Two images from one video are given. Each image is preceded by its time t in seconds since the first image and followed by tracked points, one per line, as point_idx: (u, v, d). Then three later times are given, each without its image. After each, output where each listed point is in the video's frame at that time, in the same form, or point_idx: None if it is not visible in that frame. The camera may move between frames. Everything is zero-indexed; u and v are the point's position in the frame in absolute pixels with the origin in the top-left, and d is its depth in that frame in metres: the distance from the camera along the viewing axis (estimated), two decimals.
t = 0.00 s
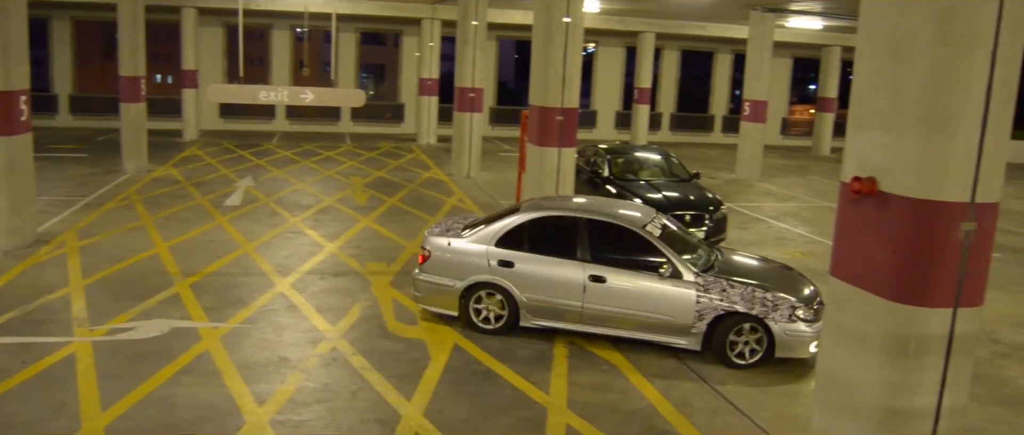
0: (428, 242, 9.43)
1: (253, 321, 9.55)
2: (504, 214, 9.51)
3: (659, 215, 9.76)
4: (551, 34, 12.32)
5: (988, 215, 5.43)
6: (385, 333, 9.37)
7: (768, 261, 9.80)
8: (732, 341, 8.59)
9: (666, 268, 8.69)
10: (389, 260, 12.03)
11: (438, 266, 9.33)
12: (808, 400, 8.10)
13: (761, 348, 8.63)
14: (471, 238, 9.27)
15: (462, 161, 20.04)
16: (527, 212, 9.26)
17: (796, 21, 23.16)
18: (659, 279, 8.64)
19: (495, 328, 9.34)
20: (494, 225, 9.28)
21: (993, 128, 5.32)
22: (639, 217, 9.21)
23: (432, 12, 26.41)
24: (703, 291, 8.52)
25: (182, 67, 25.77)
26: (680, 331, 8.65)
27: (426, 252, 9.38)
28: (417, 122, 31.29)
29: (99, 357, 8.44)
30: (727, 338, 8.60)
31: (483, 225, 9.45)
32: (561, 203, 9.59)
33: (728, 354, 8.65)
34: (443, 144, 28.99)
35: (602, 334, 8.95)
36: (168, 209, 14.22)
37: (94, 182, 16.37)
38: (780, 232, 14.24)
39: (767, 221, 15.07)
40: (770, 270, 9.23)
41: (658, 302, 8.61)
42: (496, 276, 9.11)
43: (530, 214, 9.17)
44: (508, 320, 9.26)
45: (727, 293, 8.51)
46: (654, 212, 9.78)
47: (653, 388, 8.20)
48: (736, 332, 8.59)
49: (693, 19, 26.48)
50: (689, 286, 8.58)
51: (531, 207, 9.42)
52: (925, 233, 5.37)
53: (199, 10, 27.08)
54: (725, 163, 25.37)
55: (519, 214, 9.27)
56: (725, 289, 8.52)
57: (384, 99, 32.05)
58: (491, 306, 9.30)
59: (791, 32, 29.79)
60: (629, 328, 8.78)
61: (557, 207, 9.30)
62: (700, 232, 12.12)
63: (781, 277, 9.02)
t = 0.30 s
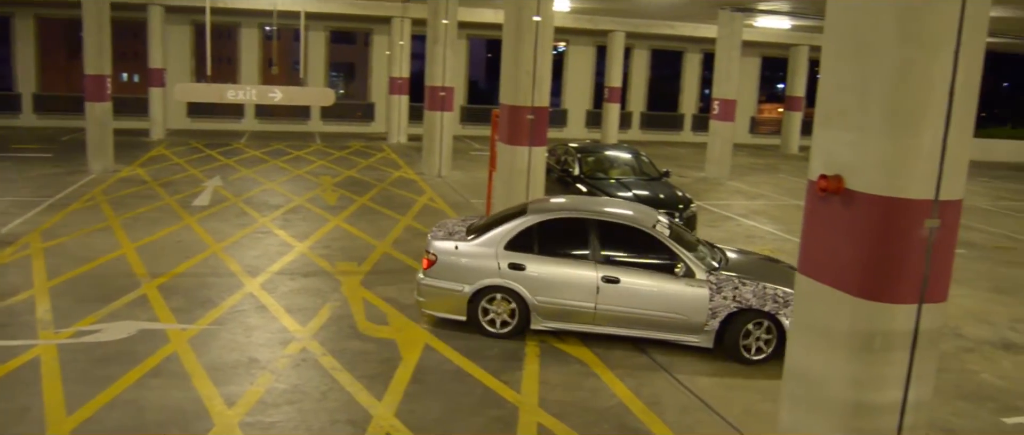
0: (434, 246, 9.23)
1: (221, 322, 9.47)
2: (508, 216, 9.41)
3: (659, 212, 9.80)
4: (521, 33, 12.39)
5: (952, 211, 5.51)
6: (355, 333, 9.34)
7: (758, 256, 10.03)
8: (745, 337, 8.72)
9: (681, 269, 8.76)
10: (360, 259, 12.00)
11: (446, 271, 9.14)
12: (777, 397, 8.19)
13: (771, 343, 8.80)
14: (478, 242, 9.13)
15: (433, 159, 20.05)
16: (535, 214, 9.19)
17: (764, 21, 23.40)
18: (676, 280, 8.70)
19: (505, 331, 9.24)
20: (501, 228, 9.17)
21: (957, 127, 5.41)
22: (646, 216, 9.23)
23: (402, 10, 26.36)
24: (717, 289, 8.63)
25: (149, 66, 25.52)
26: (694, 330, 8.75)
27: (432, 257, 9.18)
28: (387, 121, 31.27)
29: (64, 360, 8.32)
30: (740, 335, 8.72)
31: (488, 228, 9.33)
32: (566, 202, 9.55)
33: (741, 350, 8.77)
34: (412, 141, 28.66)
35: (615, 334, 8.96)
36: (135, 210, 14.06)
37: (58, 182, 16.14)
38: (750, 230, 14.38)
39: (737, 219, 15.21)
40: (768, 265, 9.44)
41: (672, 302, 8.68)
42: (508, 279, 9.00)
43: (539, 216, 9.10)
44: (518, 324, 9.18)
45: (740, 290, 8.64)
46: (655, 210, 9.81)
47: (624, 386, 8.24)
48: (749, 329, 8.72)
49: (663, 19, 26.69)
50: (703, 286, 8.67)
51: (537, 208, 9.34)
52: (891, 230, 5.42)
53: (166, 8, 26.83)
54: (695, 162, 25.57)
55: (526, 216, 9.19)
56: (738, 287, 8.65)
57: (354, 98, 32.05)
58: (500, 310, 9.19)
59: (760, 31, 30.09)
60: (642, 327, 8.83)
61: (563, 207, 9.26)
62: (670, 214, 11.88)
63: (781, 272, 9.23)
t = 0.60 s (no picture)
0: (441, 250, 9.06)
1: (190, 323, 9.38)
2: (515, 219, 9.36)
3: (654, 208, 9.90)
4: (492, 32, 12.41)
5: (917, 208, 5.55)
6: (326, 333, 9.30)
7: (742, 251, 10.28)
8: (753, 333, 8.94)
9: (692, 267, 8.89)
10: (330, 259, 11.95)
11: (455, 275, 9.00)
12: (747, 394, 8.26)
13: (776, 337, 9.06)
14: (488, 245, 9.03)
15: (404, 158, 20.05)
16: (544, 216, 9.17)
17: (734, 21, 23.59)
18: (688, 279, 8.82)
19: (515, 334, 9.19)
20: (511, 230, 9.11)
21: (921, 126, 5.45)
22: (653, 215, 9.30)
23: (373, 9, 26.27)
24: (726, 287, 8.81)
25: (116, 64, 25.34)
26: (705, 327, 8.89)
27: (441, 261, 9.01)
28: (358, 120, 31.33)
29: (29, 363, 8.20)
30: (747, 330, 8.94)
31: (495, 231, 9.25)
32: (567, 201, 9.56)
33: (750, 345, 8.98)
34: (383, 140, 28.61)
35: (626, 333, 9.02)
36: (102, 210, 13.90)
37: (21, 182, 15.92)
38: (720, 228, 14.51)
39: (707, 217, 15.35)
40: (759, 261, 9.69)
41: (684, 300, 8.81)
42: (520, 282, 8.93)
43: (549, 218, 9.09)
44: (529, 326, 9.14)
45: (749, 287, 8.83)
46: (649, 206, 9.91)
47: (596, 385, 8.26)
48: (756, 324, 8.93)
49: (635, 18, 26.86)
50: (714, 283, 8.82)
51: (542, 209, 9.33)
52: (857, 226, 5.44)
53: (134, 6, 26.55)
54: (666, 160, 25.75)
55: (535, 218, 9.16)
56: (746, 284, 8.83)
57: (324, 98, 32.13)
58: (510, 312, 9.13)
59: (731, 30, 30.37)
60: (653, 326, 8.92)
61: (571, 208, 9.27)
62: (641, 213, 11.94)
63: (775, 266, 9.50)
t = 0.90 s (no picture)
0: (451, 253, 8.97)
1: (161, 323, 9.29)
2: (522, 221, 9.36)
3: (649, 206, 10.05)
4: (465, 30, 12.41)
5: (886, 206, 5.57)
6: (300, 333, 9.26)
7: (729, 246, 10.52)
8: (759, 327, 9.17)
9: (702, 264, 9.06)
10: (303, 258, 11.89)
11: (467, 277, 8.91)
12: (719, 390, 8.32)
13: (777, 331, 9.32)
14: (499, 247, 9.02)
15: (377, 157, 20.00)
16: (552, 216, 9.21)
17: (706, 20, 23.72)
18: (698, 276, 8.99)
19: (526, 335, 9.18)
20: (521, 231, 9.12)
21: (890, 122, 5.45)
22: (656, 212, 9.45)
23: (344, 7, 26.11)
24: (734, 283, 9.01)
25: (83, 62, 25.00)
26: (712, 323, 9.08)
27: (451, 264, 8.91)
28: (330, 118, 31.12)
29: None
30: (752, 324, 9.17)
31: (504, 233, 9.24)
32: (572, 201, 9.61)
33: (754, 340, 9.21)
34: (356, 139, 28.51)
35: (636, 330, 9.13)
36: (70, 210, 13.72)
37: None
38: (693, 226, 14.62)
39: (680, 216, 15.45)
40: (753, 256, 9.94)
41: (693, 297, 8.97)
42: (533, 283, 8.93)
43: (558, 218, 9.13)
44: (540, 326, 9.15)
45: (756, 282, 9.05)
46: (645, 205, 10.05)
47: (569, 383, 8.29)
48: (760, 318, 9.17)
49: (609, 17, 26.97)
50: (723, 279, 9.00)
51: (548, 211, 9.37)
52: (826, 223, 5.45)
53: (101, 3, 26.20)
54: (639, 159, 25.88)
55: (543, 219, 9.19)
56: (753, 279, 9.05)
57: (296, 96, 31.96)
58: (521, 313, 9.12)
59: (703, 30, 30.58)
60: (663, 323, 9.06)
61: (579, 208, 9.34)
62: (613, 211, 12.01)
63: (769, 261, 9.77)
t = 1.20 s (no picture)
0: (463, 253, 8.96)
1: (133, 323, 9.19)
2: (529, 221, 9.42)
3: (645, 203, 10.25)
4: (440, 27, 12.37)
5: (858, 204, 5.59)
6: (275, 332, 9.20)
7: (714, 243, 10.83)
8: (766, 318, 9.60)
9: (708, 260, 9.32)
10: (277, 256, 11.82)
11: (481, 278, 8.91)
12: (694, 386, 8.39)
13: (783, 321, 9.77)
14: (511, 247, 9.06)
15: (352, 155, 19.92)
16: (561, 216, 9.29)
17: (680, 19, 23.87)
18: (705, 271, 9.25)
19: (537, 334, 9.24)
20: (531, 231, 9.18)
21: (862, 120, 5.45)
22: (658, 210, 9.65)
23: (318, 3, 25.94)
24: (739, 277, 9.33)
25: (52, 59, 24.68)
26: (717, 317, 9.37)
27: (464, 264, 8.90)
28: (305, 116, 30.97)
29: None
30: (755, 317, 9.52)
31: (513, 233, 9.28)
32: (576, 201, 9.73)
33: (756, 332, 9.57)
34: (331, 136, 28.36)
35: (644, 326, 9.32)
36: (38, 208, 13.53)
37: None
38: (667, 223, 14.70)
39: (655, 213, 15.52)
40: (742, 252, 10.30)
41: (699, 292, 9.24)
42: (548, 282, 9.00)
43: (567, 218, 9.22)
44: (554, 326, 9.21)
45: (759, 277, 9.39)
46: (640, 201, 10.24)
47: (545, 380, 8.31)
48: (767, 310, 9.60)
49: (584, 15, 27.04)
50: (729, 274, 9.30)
51: (555, 210, 9.45)
52: (798, 220, 5.48)
53: None
54: (614, 157, 25.98)
55: (552, 218, 9.26)
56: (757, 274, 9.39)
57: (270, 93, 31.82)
58: (534, 312, 9.18)
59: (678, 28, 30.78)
60: (670, 319, 9.28)
61: (586, 207, 9.45)
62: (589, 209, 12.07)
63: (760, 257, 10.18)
